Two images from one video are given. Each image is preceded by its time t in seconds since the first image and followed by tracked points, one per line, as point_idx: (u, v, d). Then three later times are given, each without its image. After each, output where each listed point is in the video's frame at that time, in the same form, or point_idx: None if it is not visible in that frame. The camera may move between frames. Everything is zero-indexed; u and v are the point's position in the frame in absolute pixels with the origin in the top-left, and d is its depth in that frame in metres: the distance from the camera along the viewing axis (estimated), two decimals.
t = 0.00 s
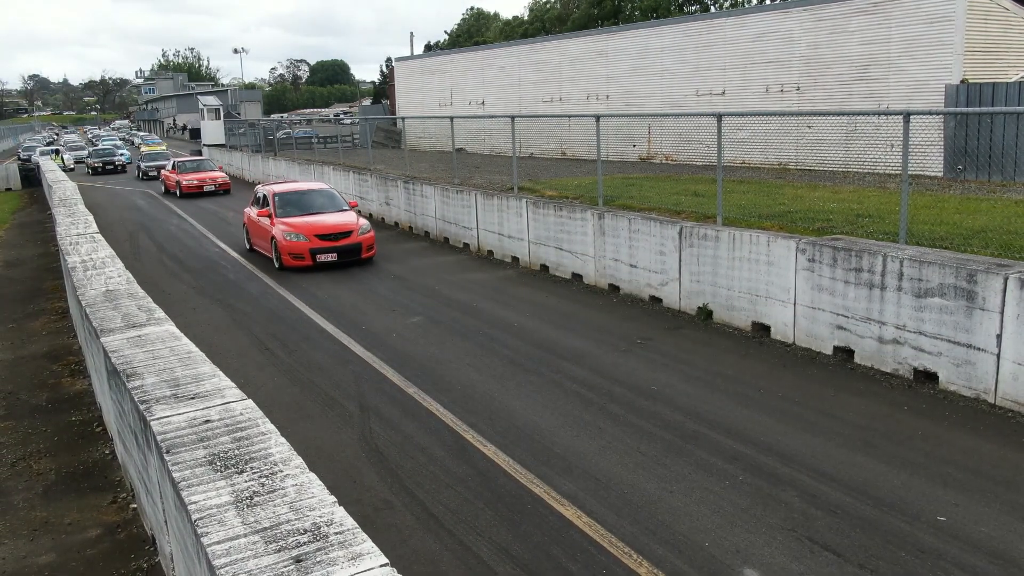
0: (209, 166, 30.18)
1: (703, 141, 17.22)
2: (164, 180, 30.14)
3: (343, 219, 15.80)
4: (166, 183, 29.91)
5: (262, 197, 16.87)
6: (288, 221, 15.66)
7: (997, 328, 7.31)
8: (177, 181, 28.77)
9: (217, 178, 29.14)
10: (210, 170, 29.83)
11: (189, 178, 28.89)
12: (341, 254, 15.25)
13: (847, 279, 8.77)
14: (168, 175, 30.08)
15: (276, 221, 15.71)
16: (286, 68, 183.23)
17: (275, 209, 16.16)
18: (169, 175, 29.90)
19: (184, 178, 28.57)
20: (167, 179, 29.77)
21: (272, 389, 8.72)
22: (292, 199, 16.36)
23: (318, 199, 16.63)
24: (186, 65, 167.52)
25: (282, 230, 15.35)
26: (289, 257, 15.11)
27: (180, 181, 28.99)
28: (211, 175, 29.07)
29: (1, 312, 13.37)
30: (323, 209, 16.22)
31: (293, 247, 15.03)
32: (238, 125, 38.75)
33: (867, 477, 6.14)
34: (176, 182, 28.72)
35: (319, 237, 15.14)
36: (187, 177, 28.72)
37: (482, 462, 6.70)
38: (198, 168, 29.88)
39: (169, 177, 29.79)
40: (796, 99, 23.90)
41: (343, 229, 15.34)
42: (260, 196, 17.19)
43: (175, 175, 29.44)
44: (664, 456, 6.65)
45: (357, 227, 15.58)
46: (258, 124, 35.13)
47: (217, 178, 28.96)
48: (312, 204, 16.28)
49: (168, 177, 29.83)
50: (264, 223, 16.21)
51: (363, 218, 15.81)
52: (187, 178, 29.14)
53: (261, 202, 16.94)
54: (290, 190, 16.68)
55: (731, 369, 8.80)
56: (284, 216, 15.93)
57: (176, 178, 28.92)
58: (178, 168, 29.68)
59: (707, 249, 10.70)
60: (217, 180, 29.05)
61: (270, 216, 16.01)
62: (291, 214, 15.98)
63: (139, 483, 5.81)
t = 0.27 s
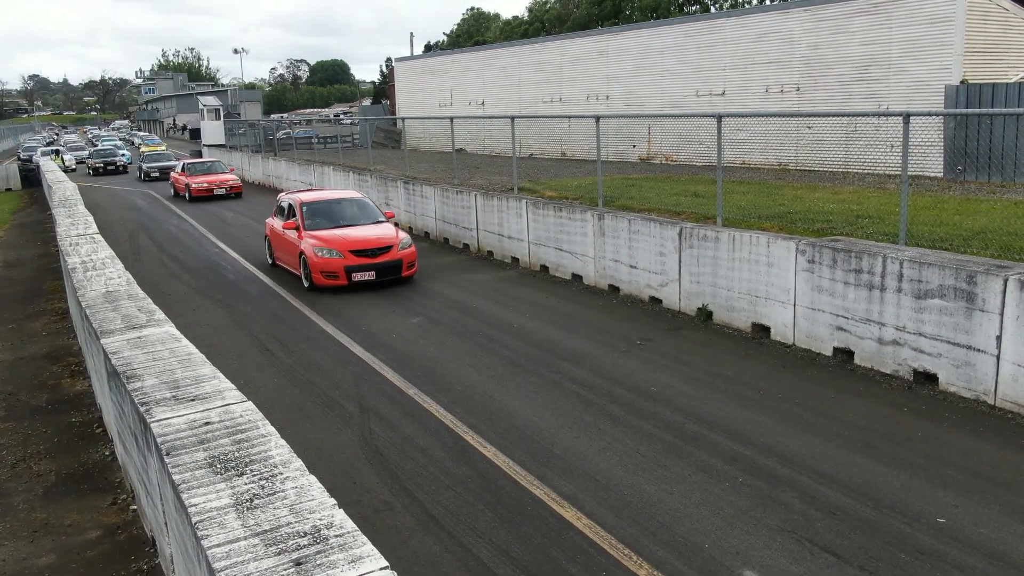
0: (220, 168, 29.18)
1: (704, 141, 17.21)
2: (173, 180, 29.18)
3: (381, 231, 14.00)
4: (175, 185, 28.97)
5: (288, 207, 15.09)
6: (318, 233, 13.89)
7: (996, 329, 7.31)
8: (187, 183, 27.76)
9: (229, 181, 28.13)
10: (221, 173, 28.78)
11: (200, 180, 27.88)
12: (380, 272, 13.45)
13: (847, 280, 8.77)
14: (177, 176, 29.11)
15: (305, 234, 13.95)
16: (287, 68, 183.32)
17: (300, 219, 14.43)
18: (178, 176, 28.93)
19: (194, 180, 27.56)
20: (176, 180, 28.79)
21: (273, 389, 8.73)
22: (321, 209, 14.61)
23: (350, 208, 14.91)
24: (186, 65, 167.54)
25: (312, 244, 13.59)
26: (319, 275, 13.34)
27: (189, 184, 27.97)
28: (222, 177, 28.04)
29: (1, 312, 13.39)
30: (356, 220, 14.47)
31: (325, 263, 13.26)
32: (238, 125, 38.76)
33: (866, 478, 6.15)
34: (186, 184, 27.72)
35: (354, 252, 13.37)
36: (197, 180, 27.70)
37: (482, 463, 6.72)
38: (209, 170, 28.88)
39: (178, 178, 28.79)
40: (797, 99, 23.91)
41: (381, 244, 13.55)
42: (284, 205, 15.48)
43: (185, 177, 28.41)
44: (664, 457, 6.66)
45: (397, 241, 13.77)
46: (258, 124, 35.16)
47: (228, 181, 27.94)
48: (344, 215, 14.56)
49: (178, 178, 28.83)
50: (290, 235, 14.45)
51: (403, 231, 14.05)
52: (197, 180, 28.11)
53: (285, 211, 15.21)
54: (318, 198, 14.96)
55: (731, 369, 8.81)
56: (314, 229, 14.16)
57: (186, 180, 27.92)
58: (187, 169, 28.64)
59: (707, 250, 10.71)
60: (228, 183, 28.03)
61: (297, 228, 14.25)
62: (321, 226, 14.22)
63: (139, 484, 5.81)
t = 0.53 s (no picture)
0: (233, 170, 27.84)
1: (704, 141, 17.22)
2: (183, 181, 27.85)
3: (433, 246, 12.04)
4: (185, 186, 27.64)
5: (322, 219, 13.18)
6: (360, 251, 12.00)
7: (997, 329, 7.32)
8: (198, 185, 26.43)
9: (242, 184, 26.80)
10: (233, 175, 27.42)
11: (212, 182, 26.54)
12: (434, 296, 11.51)
13: (847, 280, 8.78)
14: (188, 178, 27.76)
15: (345, 252, 12.05)
16: (287, 68, 183.32)
17: (338, 234, 12.50)
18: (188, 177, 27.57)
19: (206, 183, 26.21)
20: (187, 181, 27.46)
21: (273, 390, 8.74)
22: (360, 221, 12.70)
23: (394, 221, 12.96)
24: (186, 65, 167.55)
25: (354, 264, 11.66)
26: (364, 301, 11.41)
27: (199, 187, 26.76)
28: (235, 180, 26.68)
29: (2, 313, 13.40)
30: (401, 235, 12.52)
31: (371, 287, 11.31)
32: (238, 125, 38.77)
33: (867, 478, 6.16)
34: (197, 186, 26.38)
35: (404, 273, 11.41)
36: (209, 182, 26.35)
37: (482, 463, 6.72)
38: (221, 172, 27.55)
39: (189, 179, 27.48)
40: (797, 99, 23.91)
41: (435, 264, 11.61)
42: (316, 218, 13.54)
43: (196, 179, 27.08)
44: (664, 457, 6.66)
45: (453, 261, 11.82)
46: (258, 124, 35.17)
47: (241, 184, 26.59)
48: (388, 228, 12.65)
49: (188, 179, 27.52)
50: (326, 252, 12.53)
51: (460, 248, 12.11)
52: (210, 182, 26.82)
53: (318, 225, 13.34)
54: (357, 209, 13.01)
55: (731, 369, 8.81)
56: (355, 245, 12.24)
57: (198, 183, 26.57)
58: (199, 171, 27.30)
59: (707, 250, 10.71)
60: (241, 186, 26.68)
61: (335, 244, 12.34)
62: (362, 243, 12.28)
63: (140, 485, 5.81)
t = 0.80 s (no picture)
0: (247, 173, 26.45)
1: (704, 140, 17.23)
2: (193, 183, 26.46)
3: (512, 272, 9.93)
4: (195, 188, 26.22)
5: (371, 237, 11.15)
6: (424, 277, 9.96)
7: (997, 329, 7.32)
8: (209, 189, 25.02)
9: (256, 189, 25.40)
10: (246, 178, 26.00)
11: (224, 186, 25.13)
12: (518, 334, 9.41)
13: (847, 280, 8.78)
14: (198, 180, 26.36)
15: (404, 278, 10.01)
16: (287, 68, 183.26)
17: (393, 257, 10.44)
18: (199, 180, 26.17)
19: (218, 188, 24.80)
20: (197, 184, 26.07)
21: (274, 390, 8.74)
22: (418, 240, 10.65)
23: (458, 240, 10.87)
24: (186, 65, 167.54)
25: (418, 294, 9.60)
26: (432, 339, 9.35)
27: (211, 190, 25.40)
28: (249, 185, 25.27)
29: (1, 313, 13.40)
30: (469, 257, 10.45)
31: (442, 326, 9.23)
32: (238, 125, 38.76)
33: (865, 478, 6.16)
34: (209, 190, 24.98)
35: (482, 307, 9.30)
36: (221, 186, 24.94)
37: (482, 463, 6.73)
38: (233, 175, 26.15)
39: (200, 181, 26.09)
40: (796, 99, 23.91)
41: (517, 294, 9.51)
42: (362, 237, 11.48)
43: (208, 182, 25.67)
44: (664, 457, 6.66)
45: (538, 290, 9.72)
46: (258, 125, 35.18)
47: (255, 190, 25.18)
48: (452, 248, 10.60)
49: (199, 181, 26.13)
50: (379, 277, 10.50)
51: (545, 274, 10.00)
52: (222, 186, 25.43)
53: (366, 244, 11.29)
54: (413, 227, 10.94)
55: (731, 370, 8.81)
56: (416, 270, 10.16)
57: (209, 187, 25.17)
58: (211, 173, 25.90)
59: (707, 250, 10.72)
60: (255, 192, 25.28)
61: (390, 267, 10.28)
62: (423, 267, 10.22)
63: (140, 485, 5.81)
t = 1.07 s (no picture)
0: (261, 177, 24.99)
1: (704, 140, 17.24)
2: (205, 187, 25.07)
3: (632, 310, 7.81)
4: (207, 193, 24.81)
5: (443, 262, 9.09)
6: (517, 314, 7.86)
7: (997, 329, 7.32)
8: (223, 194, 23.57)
9: (271, 194, 23.95)
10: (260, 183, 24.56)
11: (238, 191, 23.69)
12: (648, 391, 7.23)
13: (847, 280, 8.78)
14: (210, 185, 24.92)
15: (491, 316, 7.92)
16: (287, 68, 183.26)
17: (474, 288, 8.35)
18: (211, 184, 24.74)
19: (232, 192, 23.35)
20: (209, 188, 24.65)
21: (274, 390, 8.74)
22: (504, 268, 8.53)
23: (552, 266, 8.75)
24: (186, 65, 167.52)
25: (514, 340, 7.49)
26: (538, 400, 7.25)
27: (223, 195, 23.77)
28: (264, 190, 23.82)
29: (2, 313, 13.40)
30: (570, 290, 8.32)
31: (552, 384, 7.13)
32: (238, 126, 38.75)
33: (865, 478, 6.16)
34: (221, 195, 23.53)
35: (601, 357, 7.16)
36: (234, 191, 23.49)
37: (482, 463, 6.72)
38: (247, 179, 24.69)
39: (212, 184, 24.67)
40: (796, 99, 23.91)
41: (644, 339, 7.34)
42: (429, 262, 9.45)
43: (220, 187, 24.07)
44: (664, 457, 6.66)
45: (667, 333, 7.55)
46: (258, 125, 35.19)
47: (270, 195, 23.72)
48: (544, 276, 8.49)
49: (211, 185, 24.70)
50: (456, 313, 8.43)
51: (672, 314, 7.86)
52: (235, 190, 23.99)
53: (436, 270, 9.25)
54: (495, 250, 8.84)
55: (731, 370, 8.81)
56: (505, 305, 8.05)
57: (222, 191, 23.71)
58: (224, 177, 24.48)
59: (707, 250, 10.71)
60: (270, 197, 23.81)
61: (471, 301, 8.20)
62: (512, 302, 8.09)
63: (141, 485, 5.81)
